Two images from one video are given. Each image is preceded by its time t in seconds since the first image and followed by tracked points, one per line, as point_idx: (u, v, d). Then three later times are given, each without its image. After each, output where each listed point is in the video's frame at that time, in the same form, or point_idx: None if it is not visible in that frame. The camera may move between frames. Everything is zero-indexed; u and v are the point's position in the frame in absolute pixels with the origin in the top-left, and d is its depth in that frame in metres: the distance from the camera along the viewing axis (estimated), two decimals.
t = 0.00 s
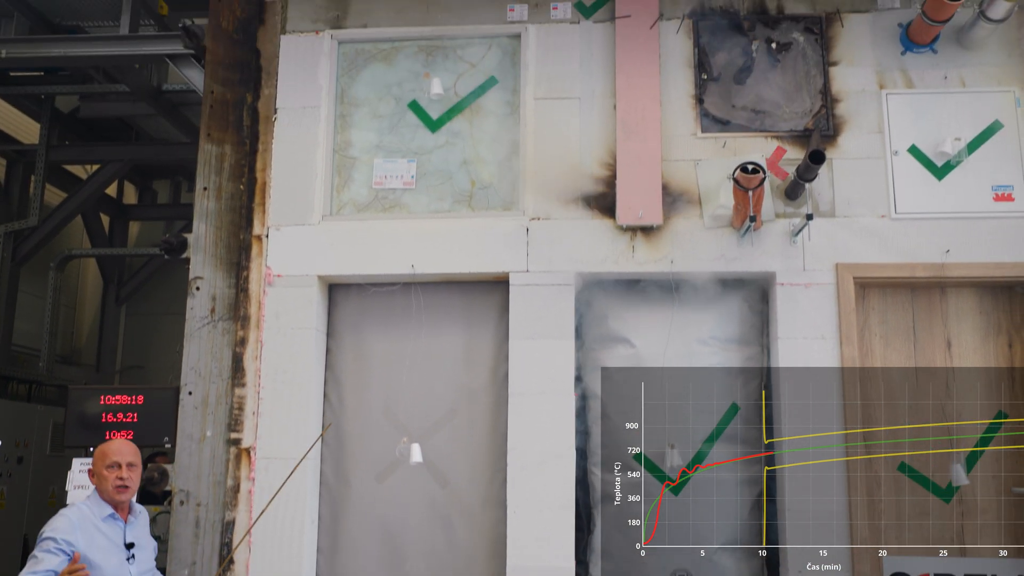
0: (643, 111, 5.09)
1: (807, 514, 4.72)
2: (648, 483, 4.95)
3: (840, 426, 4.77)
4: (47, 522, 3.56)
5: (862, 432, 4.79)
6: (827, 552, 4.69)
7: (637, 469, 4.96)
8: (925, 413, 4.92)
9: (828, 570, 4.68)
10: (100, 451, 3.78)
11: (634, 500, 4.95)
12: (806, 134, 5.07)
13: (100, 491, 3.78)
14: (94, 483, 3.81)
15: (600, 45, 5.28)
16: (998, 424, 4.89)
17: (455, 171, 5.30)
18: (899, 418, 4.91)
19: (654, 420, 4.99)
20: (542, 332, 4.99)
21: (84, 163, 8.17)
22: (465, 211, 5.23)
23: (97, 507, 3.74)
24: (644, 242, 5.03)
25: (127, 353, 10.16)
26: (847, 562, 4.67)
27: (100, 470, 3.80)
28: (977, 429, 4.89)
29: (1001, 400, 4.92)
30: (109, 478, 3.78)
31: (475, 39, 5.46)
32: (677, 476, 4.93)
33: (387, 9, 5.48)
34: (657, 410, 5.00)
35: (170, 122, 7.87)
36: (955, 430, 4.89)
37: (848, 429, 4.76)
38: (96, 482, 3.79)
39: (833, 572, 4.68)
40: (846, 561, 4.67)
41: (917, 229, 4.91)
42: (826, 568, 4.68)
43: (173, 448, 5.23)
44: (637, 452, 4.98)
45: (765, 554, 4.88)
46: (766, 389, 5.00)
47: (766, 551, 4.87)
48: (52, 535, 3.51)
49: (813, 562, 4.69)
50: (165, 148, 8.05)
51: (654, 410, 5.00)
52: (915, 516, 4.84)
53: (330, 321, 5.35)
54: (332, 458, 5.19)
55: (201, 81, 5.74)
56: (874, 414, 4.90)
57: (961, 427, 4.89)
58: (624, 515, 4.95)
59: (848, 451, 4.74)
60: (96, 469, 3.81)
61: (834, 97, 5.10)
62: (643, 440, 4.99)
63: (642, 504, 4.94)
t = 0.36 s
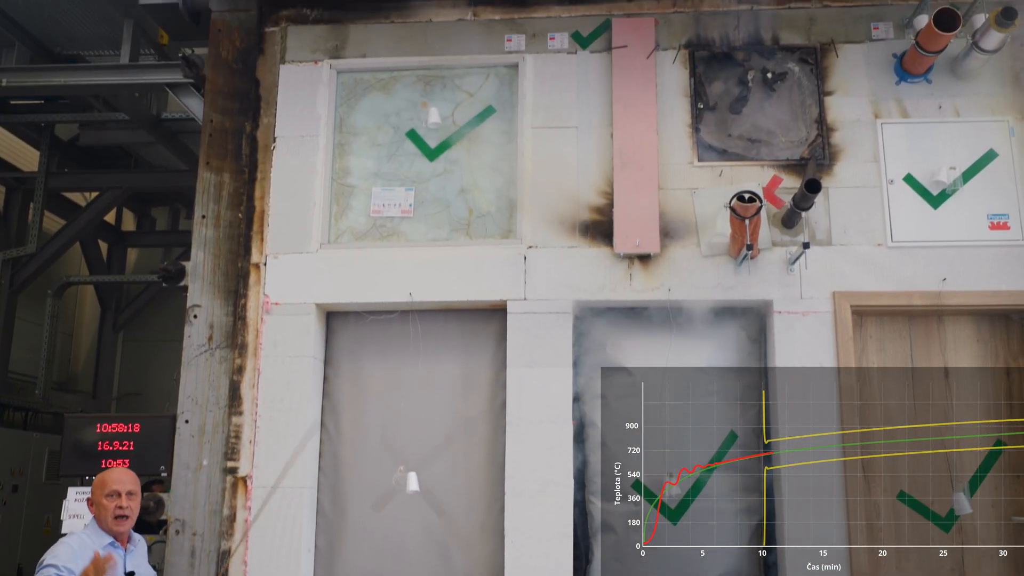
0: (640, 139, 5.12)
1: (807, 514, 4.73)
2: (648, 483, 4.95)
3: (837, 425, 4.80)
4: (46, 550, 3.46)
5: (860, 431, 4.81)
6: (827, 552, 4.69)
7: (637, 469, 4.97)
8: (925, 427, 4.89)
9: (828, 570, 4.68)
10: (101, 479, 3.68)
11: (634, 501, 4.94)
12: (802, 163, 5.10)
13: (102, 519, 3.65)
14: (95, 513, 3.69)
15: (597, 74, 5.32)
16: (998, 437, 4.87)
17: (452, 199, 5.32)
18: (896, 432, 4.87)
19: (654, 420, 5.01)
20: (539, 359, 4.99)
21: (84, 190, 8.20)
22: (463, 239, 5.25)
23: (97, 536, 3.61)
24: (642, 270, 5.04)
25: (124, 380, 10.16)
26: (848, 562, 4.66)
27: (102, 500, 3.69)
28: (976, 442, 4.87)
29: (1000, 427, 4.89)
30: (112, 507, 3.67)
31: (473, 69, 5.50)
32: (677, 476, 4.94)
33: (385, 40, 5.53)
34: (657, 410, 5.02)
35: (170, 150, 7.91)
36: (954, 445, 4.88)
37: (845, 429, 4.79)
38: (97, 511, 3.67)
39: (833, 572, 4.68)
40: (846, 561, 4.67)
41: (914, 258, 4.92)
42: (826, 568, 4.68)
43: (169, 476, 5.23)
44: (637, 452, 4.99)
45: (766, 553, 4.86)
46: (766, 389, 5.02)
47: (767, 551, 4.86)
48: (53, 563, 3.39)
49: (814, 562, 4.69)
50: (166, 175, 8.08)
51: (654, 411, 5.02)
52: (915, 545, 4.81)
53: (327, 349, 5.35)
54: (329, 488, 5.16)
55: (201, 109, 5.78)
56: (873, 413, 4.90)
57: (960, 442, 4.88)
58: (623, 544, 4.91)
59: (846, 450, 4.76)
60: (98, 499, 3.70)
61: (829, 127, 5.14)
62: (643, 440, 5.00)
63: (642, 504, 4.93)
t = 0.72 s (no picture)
0: (638, 163, 5.15)
1: (807, 514, 4.72)
2: (648, 483, 4.94)
3: (834, 426, 4.81)
4: None
5: (858, 431, 4.82)
6: (827, 552, 4.68)
7: (637, 469, 4.95)
8: (924, 427, 4.91)
9: (828, 570, 4.66)
10: (90, 504, 3.27)
11: (634, 500, 4.93)
12: (800, 187, 5.12)
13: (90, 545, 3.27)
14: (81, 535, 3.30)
15: (595, 98, 5.36)
16: (996, 437, 4.89)
17: (451, 223, 5.34)
18: (895, 433, 4.88)
19: (654, 420, 5.01)
20: (538, 383, 4.98)
21: (83, 213, 8.20)
22: (462, 262, 5.25)
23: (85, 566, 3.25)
24: (640, 293, 5.05)
25: (122, 403, 10.13)
26: (847, 562, 4.66)
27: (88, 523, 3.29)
28: (976, 442, 4.89)
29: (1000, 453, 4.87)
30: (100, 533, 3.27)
31: (472, 93, 5.53)
32: (677, 476, 4.94)
33: (385, 64, 5.57)
34: (657, 410, 5.03)
35: (169, 173, 7.92)
36: (953, 446, 4.89)
37: (844, 429, 4.80)
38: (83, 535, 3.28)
39: (833, 572, 4.66)
40: (846, 561, 4.66)
41: (912, 282, 4.93)
42: (826, 568, 4.67)
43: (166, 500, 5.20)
44: (637, 452, 4.98)
45: (766, 553, 4.85)
46: (766, 389, 5.02)
47: (767, 551, 4.84)
48: None
49: (814, 562, 4.68)
50: (164, 198, 8.08)
51: (654, 411, 5.03)
52: (915, 571, 4.77)
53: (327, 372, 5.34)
54: (327, 513, 5.13)
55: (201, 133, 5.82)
56: (870, 413, 4.91)
57: (959, 442, 4.90)
58: (622, 570, 4.87)
59: (843, 452, 4.77)
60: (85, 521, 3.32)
61: (826, 151, 5.17)
62: (643, 440, 4.99)
63: (642, 504, 4.91)
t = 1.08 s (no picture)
0: (636, 175, 5.16)
1: (807, 514, 4.71)
2: (648, 483, 4.92)
3: (831, 426, 4.81)
4: None
5: (854, 431, 4.82)
6: (827, 552, 4.67)
7: (637, 469, 4.94)
8: (922, 427, 4.93)
9: (828, 570, 4.65)
10: (89, 515, 3.27)
11: (634, 501, 4.90)
12: (797, 199, 5.13)
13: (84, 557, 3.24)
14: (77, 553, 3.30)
15: (593, 111, 5.38)
16: (994, 437, 4.91)
17: (449, 235, 5.34)
18: (889, 433, 4.92)
19: (654, 420, 5.02)
20: (536, 395, 4.97)
21: (82, 224, 8.22)
22: (460, 274, 5.25)
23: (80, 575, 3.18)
24: (638, 305, 5.05)
25: (119, 415, 10.11)
26: (848, 562, 4.63)
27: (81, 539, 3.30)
28: (975, 441, 4.91)
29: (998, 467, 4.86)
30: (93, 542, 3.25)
31: (470, 106, 5.55)
32: (677, 476, 4.92)
33: (383, 77, 5.59)
34: (657, 410, 5.03)
35: (167, 185, 7.93)
36: (952, 446, 4.90)
37: (841, 429, 4.80)
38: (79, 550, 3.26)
39: (834, 572, 4.65)
40: (847, 561, 4.64)
41: (909, 294, 4.94)
42: (826, 568, 4.66)
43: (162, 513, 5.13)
44: (637, 452, 4.97)
45: (766, 554, 4.82)
46: (765, 389, 5.00)
47: (766, 551, 4.82)
48: None
49: (813, 562, 4.67)
50: (162, 210, 8.09)
51: (654, 411, 5.03)
52: None
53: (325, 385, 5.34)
54: (324, 526, 5.10)
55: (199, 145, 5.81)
56: (865, 413, 4.96)
57: (958, 443, 4.91)
58: None
59: (841, 452, 4.77)
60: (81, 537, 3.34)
61: (824, 164, 5.18)
62: (643, 440, 4.99)
63: (642, 503, 4.90)
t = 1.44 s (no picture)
0: (632, 182, 5.17)
1: (807, 514, 4.71)
2: (648, 484, 4.92)
3: (826, 426, 4.82)
4: None
5: (850, 432, 4.84)
6: (827, 552, 4.67)
7: (637, 469, 4.94)
8: (918, 427, 4.95)
9: (828, 570, 4.65)
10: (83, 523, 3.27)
11: (634, 501, 4.90)
12: (793, 207, 5.14)
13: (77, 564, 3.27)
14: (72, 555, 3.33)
15: (589, 118, 5.39)
16: (990, 437, 4.93)
17: (446, 242, 5.35)
18: (884, 433, 4.93)
19: (654, 420, 5.02)
20: (532, 402, 4.97)
21: (80, 231, 8.22)
22: (457, 281, 5.26)
23: None
24: (634, 312, 5.05)
25: (116, 423, 10.10)
26: (849, 562, 4.63)
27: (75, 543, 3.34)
28: (971, 442, 4.92)
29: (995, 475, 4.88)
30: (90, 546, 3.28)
31: (467, 113, 5.56)
32: (677, 476, 4.93)
33: (381, 84, 5.60)
34: (657, 410, 5.04)
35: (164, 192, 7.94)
36: (948, 446, 4.93)
37: (836, 429, 4.81)
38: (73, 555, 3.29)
39: (834, 572, 4.65)
40: (847, 561, 4.64)
41: (906, 301, 4.94)
42: (826, 568, 4.66)
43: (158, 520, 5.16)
44: (637, 452, 4.97)
45: (766, 553, 4.81)
46: (765, 389, 4.95)
47: (767, 551, 4.81)
48: None
49: (814, 562, 4.67)
50: (158, 217, 8.06)
51: (654, 411, 5.04)
52: None
53: (321, 391, 5.33)
54: (320, 533, 5.10)
55: (196, 152, 5.81)
56: (862, 414, 4.96)
57: (959, 442, 4.93)
58: None
59: (837, 452, 4.78)
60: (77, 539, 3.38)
61: (820, 172, 5.19)
62: (643, 440, 4.99)
63: (642, 504, 4.90)
